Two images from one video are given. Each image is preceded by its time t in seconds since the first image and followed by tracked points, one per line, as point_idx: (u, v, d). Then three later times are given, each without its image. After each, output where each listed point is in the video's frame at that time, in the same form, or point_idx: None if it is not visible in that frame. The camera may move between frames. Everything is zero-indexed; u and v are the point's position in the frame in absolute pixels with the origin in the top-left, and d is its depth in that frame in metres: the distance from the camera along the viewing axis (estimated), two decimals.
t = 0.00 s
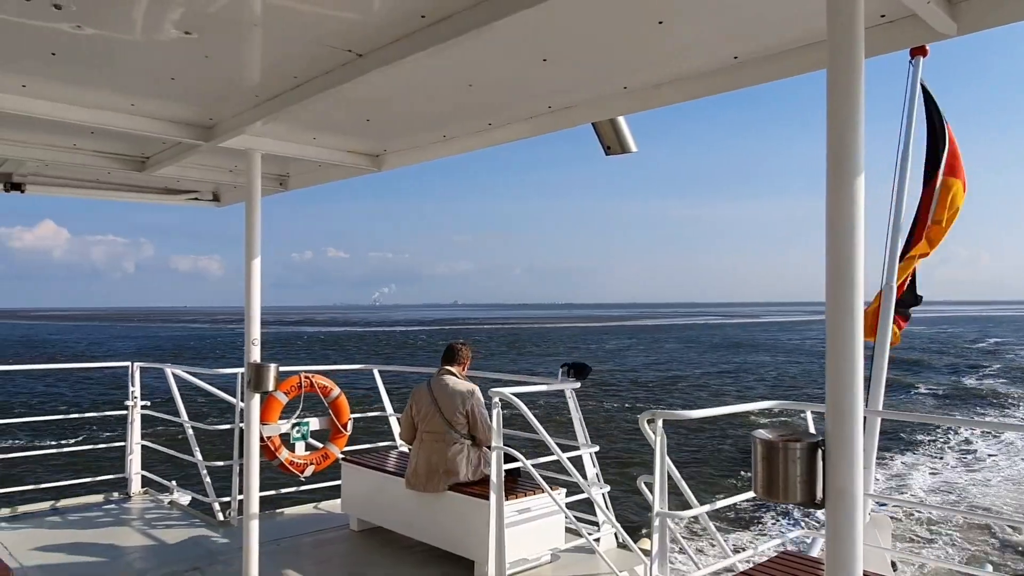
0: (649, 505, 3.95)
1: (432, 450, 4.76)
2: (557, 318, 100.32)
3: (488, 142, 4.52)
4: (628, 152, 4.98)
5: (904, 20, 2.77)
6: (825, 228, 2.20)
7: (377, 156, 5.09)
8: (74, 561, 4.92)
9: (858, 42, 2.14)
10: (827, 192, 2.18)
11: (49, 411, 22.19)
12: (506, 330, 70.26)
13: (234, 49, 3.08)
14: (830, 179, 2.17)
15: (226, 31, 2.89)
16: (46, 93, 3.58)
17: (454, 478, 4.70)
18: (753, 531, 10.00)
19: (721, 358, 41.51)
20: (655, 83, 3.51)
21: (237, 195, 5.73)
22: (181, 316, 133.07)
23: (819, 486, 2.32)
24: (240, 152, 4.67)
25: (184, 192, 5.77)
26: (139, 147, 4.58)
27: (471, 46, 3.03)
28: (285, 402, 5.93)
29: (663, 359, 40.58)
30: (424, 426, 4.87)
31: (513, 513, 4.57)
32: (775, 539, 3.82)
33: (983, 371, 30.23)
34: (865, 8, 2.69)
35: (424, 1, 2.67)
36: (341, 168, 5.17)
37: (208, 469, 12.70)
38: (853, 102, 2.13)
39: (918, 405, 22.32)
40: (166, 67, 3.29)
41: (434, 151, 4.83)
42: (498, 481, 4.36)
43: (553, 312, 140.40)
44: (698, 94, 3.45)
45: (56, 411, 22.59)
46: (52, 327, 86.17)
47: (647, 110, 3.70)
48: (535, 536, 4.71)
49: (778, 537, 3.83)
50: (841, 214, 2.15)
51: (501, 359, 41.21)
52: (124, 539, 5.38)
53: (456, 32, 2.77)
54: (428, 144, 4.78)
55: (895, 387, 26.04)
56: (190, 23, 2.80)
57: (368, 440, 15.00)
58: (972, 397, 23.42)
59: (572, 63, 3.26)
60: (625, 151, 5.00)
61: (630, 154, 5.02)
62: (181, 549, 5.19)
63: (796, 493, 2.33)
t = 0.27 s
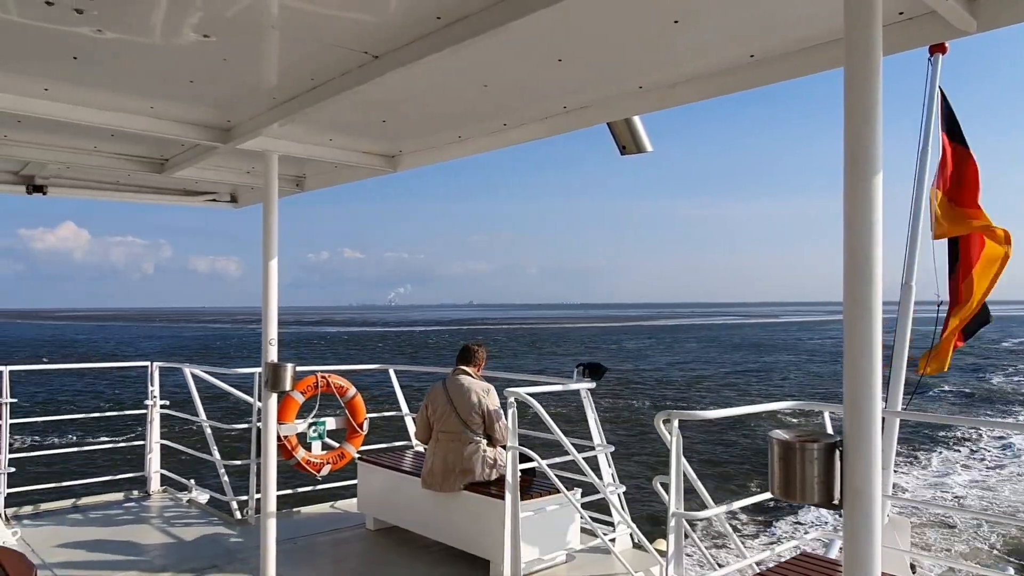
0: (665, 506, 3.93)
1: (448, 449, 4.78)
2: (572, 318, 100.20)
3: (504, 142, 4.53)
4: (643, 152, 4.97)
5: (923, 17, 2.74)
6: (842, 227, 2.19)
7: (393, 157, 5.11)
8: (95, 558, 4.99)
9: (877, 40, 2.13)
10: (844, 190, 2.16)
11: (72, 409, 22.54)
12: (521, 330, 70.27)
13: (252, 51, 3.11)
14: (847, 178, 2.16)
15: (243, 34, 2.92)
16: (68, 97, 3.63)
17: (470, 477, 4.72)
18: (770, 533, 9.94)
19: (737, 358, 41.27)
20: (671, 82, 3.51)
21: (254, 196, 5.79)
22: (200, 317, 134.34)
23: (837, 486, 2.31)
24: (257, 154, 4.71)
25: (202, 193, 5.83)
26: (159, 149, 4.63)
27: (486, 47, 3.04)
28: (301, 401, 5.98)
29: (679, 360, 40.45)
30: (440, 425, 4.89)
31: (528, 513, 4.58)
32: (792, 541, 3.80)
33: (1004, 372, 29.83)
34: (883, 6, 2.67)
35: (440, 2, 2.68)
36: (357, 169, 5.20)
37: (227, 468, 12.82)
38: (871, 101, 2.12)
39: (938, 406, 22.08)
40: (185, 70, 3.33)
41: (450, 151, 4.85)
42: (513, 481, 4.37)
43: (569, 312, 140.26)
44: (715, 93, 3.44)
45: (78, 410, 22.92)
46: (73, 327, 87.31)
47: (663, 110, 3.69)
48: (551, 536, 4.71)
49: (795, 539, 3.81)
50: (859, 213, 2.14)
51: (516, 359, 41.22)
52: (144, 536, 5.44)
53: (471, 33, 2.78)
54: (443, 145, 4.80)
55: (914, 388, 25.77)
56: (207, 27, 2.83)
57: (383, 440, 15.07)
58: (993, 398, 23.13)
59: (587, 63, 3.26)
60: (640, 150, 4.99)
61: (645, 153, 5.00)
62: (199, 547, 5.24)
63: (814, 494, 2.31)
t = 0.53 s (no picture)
0: (677, 506, 3.93)
1: (461, 449, 4.79)
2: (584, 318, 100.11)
3: (515, 143, 4.54)
4: (654, 152, 4.97)
5: (936, 16, 2.73)
6: (855, 225, 2.18)
7: (405, 159, 5.14)
8: (112, 557, 5.04)
9: (889, 39, 2.12)
10: (856, 190, 2.16)
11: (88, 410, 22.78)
12: (533, 331, 70.28)
13: (265, 55, 3.14)
14: (860, 177, 2.15)
15: (257, 38, 2.95)
16: (84, 101, 3.68)
17: (482, 477, 4.73)
18: (784, 533, 9.90)
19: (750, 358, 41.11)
20: (682, 82, 3.50)
21: (268, 199, 5.83)
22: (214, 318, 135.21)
23: (850, 487, 2.30)
24: (271, 156, 4.75)
25: (216, 196, 5.88)
26: (174, 152, 4.68)
27: (497, 48, 3.05)
28: (314, 402, 6.01)
29: (692, 361, 40.33)
30: (452, 426, 4.90)
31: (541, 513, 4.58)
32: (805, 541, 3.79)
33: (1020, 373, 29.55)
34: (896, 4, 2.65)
35: (451, 5, 2.70)
36: (369, 171, 5.23)
37: (241, 468, 12.91)
38: (884, 100, 2.11)
39: (953, 407, 21.90)
40: (199, 74, 3.36)
41: (461, 153, 4.86)
42: (525, 481, 4.38)
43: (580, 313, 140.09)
44: (727, 93, 3.43)
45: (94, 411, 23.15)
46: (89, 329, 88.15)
47: (674, 110, 3.69)
48: (562, 537, 4.71)
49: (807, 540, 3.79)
50: (872, 214, 2.14)
51: (528, 360, 41.24)
52: (159, 536, 5.49)
53: (482, 34, 2.79)
54: (455, 147, 4.82)
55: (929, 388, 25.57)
56: (221, 31, 2.85)
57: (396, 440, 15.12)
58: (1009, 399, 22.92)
59: (598, 64, 3.27)
60: (652, 150, 4.99)
61: (656, 154, 5.00)
62: (214, 546, 5.28)
63: (827, 494, 2.31)
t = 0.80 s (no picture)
0: (688, 506, 3.93)
1: (472, 448, 4.81)
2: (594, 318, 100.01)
3: (526, 143, 4.55)
4: (665, 152, 4.97)
5: (949, 13, 2.72)
6: (866, 224, 2.17)
7: (416, 159, 5.16)
8: (127, 554, 5.09)
9: (900, 38, 2.12)
10: (867, 188, 2.16)
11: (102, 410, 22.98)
12: (543, 331, 70.28)
13: (277, 57, 3.16)
14: (870, 175, 2.15)
15: (269, 40, 2.97)
16: (99, 104, 3.72)
17: (493, 477, 4.74)
18: (796, 534, 9.86)
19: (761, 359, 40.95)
20: (693, 81, 3.50)
21: (280, 199, 5.87)
22: (226, 318, 135.95)
23: (861, 487, 2.30)
24: (282, 157, 4.78)
25: (229, 197, 5.93)
26: (187, 153, 4.72)
27: (508, 49, 3.06)
28: (326, 401, 6.04)
29: (703, 361, 40.20)
30: (463, 426, 4.92)
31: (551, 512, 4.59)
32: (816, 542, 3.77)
33: None
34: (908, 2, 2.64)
35: (461, 6, 2.71)
36: (381, 171, 5.25)
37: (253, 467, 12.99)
38: (895, 98, 2.11)
39: (968, 408, 21.74)
40: (212, 76, 3.39)
41: (472, 153, 4.88)
42: (535, 481, 4.39)
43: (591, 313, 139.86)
44: (737, 92, 3.42)
45: (109, 410, 23.36)
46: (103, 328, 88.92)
47: (684, 110, 3.69)
48: (573, 536, 4.72)
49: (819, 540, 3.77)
50: (883, 213, 2.13)
51: (539, 360, 41.25)
52: (173, 534, 5.54)
53: (493, 35, 2.80)
54: (465, 147, 4.83)
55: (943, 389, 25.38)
56: (233, 33, 2.88)
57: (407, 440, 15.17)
58: None
59: (608, 64, 3.28)
60: (662, 150, 4.99)
61: (666, 153, 5.00)
62: (227, 545, 5.32)
63: (838, 494, 2.30)
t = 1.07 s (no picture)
0: (696, 504, 3.92)
1: (480, 447, 4.82)
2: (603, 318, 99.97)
3: (534, 142, 4.55)
4: (673, 150, 4.96)
5: (959, 9, 2.70)
6: (874, 222, 2.17)
7: (423, 158, 5.17)
8: (139, 551, 5.13)
9: (908, 34, 2.11)
10: (876, 185, 2.15)
11: (115, 408, 23.16)
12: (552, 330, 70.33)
13: (286, 56, 3.18)
14: (878, 171, 2.14)
15: (279, 40, 2.99)
16: (110, 105, 3.75)
17: (501, 475, 4.75)
18: (804, 532, 9.85)
19: (771, 358, 40.84)
20: (700, 80, 3.50)
21: (289, 199, 5.90)
22: (236, 318, 136.54)
23: (870, 486, 2.28)
24: (291, 157, 4.81)
25: (239, 196, 5.96)
26: (197, 153, 4.75)
27: (515, 47, 3.06)
28: (335, 400, 6.07)
29: (713, 360, 40.07)
30: (472, 424, 4.93)
31: (560, 510, 4.60)
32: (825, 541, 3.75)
33: None
34: None
35: (468, 6, 2.73)
36: (389, 171, 5.27)
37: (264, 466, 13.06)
38: (902, 94, 2.10)
39: (980, 409, 21.59)
40: (221, 76, 3.42)
41: (479, 152, 4.89)
42: (544, 478, 4.40)
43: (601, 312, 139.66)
44: (745, 91, 3.42)
45: (121, 408, 23.53)
46: (115, 327, 89.66)
47: (692, 108, 3.68)
48: (582, 534, 4.72)
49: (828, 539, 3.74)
50: (891, 209, 2.13)
51: (548, 359, 41.30)
52: (184, 531, 5.58)
53: (501, 34, 2.81)
54: (473, 146, 4.84)
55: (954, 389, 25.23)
56: (242, 33, 2.90)
57: (416, 438, 15.22)
58: None
59: (616, 63, 3.28)
60: (670, 148, 4.98)
61: (675, 151, 4.99)
62: (238, 542, 5.36)
63: (845, 492, 2.29)
